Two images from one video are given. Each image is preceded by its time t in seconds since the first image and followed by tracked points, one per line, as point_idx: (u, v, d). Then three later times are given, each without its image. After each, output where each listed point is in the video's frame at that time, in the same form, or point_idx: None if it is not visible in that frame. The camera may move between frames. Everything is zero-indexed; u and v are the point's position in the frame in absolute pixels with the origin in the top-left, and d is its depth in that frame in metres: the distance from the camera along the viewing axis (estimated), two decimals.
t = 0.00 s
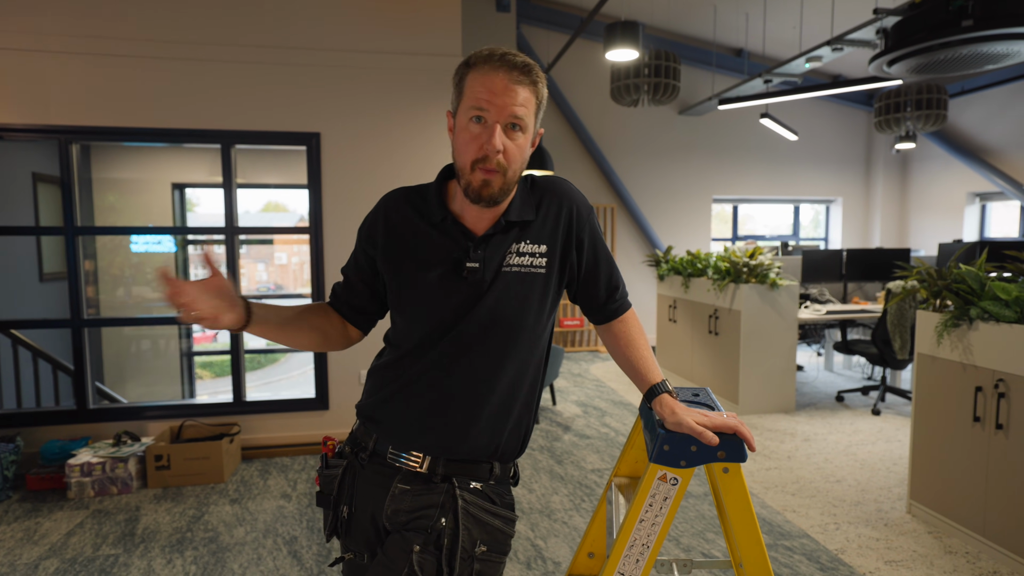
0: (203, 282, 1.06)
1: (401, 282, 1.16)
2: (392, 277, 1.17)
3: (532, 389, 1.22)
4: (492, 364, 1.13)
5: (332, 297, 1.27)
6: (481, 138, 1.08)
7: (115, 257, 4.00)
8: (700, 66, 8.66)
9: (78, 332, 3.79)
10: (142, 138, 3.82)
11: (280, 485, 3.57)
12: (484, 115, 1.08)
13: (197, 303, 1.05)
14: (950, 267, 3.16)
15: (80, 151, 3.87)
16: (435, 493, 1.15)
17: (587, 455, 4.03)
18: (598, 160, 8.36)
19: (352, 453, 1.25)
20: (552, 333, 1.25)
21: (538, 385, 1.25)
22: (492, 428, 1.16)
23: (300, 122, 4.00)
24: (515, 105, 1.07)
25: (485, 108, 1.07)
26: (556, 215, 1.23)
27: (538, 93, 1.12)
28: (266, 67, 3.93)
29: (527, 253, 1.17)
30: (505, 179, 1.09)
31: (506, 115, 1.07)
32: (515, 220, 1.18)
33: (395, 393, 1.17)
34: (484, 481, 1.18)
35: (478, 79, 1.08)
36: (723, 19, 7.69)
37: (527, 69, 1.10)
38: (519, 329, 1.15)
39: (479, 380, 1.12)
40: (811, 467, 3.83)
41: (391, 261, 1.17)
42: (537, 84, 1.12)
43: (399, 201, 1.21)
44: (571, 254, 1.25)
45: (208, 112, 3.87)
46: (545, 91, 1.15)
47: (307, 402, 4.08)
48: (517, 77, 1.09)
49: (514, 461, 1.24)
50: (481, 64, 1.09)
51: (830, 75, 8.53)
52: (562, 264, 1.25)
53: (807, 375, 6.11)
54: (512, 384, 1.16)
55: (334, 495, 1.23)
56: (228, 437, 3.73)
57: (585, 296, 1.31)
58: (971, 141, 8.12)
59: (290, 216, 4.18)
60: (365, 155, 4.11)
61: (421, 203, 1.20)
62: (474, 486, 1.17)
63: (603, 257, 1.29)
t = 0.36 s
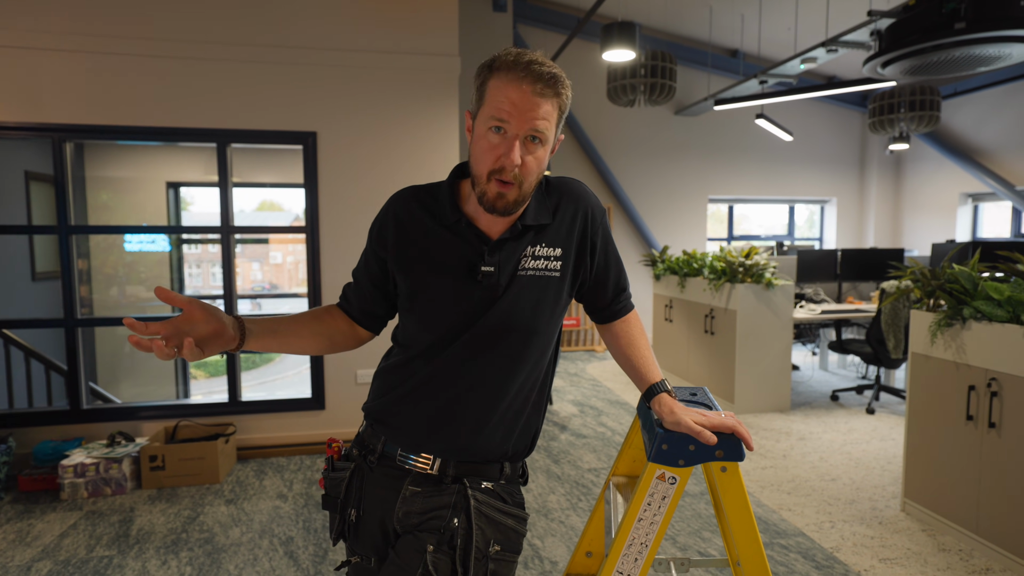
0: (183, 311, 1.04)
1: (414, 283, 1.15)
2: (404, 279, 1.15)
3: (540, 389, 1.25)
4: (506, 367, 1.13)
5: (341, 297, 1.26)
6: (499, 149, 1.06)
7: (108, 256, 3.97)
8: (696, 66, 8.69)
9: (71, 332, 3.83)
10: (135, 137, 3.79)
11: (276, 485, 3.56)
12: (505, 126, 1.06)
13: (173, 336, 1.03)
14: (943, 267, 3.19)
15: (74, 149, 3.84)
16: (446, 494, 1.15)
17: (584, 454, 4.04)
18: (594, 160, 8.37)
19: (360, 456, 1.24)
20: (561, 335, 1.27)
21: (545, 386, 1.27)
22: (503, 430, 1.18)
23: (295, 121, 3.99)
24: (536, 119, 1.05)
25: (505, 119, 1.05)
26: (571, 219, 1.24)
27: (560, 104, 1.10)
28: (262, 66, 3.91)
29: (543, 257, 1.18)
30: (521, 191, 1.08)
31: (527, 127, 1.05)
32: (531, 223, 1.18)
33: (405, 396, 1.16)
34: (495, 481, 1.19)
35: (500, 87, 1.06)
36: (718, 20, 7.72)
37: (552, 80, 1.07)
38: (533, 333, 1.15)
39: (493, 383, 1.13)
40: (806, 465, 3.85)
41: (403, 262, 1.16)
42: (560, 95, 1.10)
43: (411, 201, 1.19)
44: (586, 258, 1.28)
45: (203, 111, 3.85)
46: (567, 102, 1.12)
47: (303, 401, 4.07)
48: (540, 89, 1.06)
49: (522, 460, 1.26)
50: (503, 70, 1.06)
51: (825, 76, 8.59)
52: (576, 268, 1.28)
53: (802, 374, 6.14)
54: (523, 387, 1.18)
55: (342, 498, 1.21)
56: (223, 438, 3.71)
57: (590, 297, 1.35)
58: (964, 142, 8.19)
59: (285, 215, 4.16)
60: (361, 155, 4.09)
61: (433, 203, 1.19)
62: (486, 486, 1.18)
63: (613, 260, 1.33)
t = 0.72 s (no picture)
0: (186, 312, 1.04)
1: (419, 284, 1.15)
2: (409, 279, 1.15)
3: (540, 391, 1.26)
4: (510, 370, 1.14)
5: (342, 297, 1.26)
6: (510, 156, 1.06)
7: (99, 256, 3.94)
8: (691, 68, 8.74)
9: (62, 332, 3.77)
10: (128, 136, 3.77)
11: (270, 486, 3.54)
12: (517, 134, 1.06)
13: (180, 338, 1.03)
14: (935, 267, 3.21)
15: (65, 148, 3.81)
16: (448, 495, 1.16)
17: (579, 454, 4.04)
18: (589, 160, 8.38)
19: (360, 457, 1.24)
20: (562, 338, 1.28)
21: (545, 388, 1.28)
22: (504, 432, 1.19)
23: (289, 121, 3.97)
24: (548, 128, 1.06)
25: (518, 127, 1.05)
26: (577, 224, 1.26)
27: (571, 113, 1.11)
28: (255, 65, 3.89)
29: (548, 261, 1.19)
30: (531, 198, 1.09)
31: (539, 136, 1.06)
32: (538, 227, 1.19)
33: (407, 397, 1.16)
34: (496, 481, 1.20)
35: (513, 94, 1.05)
36: (713, 21, 7.75)
37: (565, 91, 1.08)
38: (537, 336, 1.16)
39: (496, 385, 1.14)
40: (800, 464, 3.88)
41: (408, 262, 1.16)
42: (572, 104, 1.10)
43: (416, 200, 1.19)
44: (589, 263, 1.30)
45: (196, 110, 3.83)
46: (578, 111, 1.13)
47: (297, 402, 4.05)
48: (553, 99, 1.06)
49: (521, 462, 1.27)
50: (517, 78, 1.06)
51: (817, 78, 8.65)
52: (580, 273, 1.31)
53: (795, 373, 6.18)
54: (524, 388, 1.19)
55: (341, 500, 1.20)
56: (217, 439, 3.69)
57: (591, 301, 1.36)
58: (955, 144, 8.27)
59: (279, 214, 4.14)
60: (356, 154, 4.08)
61: (439, 204, 1.19)
62: (487, 487, 1.18)
63: (613, 267, 1.36)
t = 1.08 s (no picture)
0: (183, 317, 1.04)
1: (413, 283, 1.15)
2: (402, 279, 1.16)
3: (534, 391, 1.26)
4: (505, 370, 1.14)
5: (337, 299, 1.27)
6: (502, 152, 1.07)
7: (92, 257, 3.92)
8: (685, 69, 8.76)
9: (55, 332, 3.78)
10: (122, 136, 3.75)
11: (265, 487, 3.54)
12: (508, 130, 1.06)
13: (177, 343, 1.03)
14: (927, 267, 3.24)
15: (58, 148, 3.80)
16: (444, 495, 1.16)
17: (574, 454, 4.05)
18: (583, 160, 8.39)
19: (355, 459, 1.24)
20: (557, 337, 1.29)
21: (538, 389, 1.28)
22: (499, 432, 1.19)
23: (284, 122, 3.97)
24: (538, 122, 1.07)
25: (509, 123, 1.06)
26: (569, 224, 1.26)
27: (562, 108, 1.11)
28: (250, 65, 3.89)
29: (542, 260, 1.19)
30: (523, 193, 1.09)
31: (530, 131, 1.06)
32: (531, 227, 1.20)
33: (402, 398, 1.16)
34: (492, 480, 1.20)
35: (503, 91, 1.06)
36: (706, 22, 7.78)
37: (554, 85, 1.08)
38: (531, 335, 1.17)
39: (491, 384, 1.14)
40: (794, 463, 3.89)
41: (401, 263, 1.16)
42: (563, 100, 1.11)
43: (410, 200, 1.20)
44: (582, 263, 1.31)
45: (191, 111, 3.82)
46: (569, 106, 1.14)
47: (292, 403, 4.05)
48: (542, 94, 1.07)
49: (516, 461, 1.27)
50: (508, 74, 1.07)
51: (810, 79, 8.69)
52: (574, 273, 1.30)
53: (789, 373, 6.21)
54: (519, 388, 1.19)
55: (336, 502, 1.20)
56: (212, 440, 3.69)
57: (585, 302, 1.37)
58: (947, 145, 8.33)
59: (272, 215, 4.13)
60: (351, 155, 4.08)
61: (432, 204, 1.20)
62: (483, 486, 1.19)
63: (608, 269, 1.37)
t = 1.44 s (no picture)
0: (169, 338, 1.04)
1: (389, 282, 1.16)
2: (379, 278, 1.17)
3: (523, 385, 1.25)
4: (487, 362, 1.14)
5: (319, 306, 1.28)
6: (466, 140, 1.07)
7: (86, 257, 3.91)
8: (680, 68, 8.77)
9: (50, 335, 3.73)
10: (116, 136, 3.74)
11: (261, 487, 3.54)
12: (470, 117, 1.07)
13: (166, 365, 1.02)
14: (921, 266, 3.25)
15: (53, 147, 3.79)
16: (434, 491, 1.17)
17: (569, 454, 4.05)
18: (579, 160, 8.40)
19: (345, 458, 1.24)
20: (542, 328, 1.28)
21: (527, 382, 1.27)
22: (488, 425, 1.18)
23: (280, 121, 3.96)
24: (499, 106, 1.07)
25: (470, 111, 1.06)
26: (543, 212, 1.26)
27: (522, 91, 1.12)
28: (245, 64, 3.88)
29: (517, 250, 1.19)
30: (492, 181, 1.09)
31: (491, 116, 1.07)
32: (503, 215, 1.20)
33: (386, 397, 1.17)
34: (481, 475, 1.20)
35: (461, 79, 1.07)
36: (701, 22, 7.78)
37: (512, 69, 1.09)
38: (511, 326, 1.16)
39: (474, 378, 1.13)
40: (788, 462, 3.91)
41: (377, 262, 1.18)
42: (521, 83, 1.11)
43: (383, 199, 1.21)
44: (558, 252, 1.27)
45: (186, 110, 3.82)
46: (529, 90, 1.14)
47: (288, 402, 4.05)
48: (500, 77, 1.08)
49: (507, 454, 1.26)
50: (463, 64, 1.08)
51: (805, 79, 8.71)
52: (550, 262, 1.27)
53: (784, 372, 6.23)
54: (506, 382, 1.18)
55: (328, 501, 1.22)
56: (207, 439, 3.69)
57: (567, 297, 1.35)
58: (940, 145, 8.36)
59: (266, 215, 4.13)
60: (346, 154, 4.08)
61: (405, 201, 1.20)
62: (473, 481, 1.19)
63: (587, 255, 1.33)
